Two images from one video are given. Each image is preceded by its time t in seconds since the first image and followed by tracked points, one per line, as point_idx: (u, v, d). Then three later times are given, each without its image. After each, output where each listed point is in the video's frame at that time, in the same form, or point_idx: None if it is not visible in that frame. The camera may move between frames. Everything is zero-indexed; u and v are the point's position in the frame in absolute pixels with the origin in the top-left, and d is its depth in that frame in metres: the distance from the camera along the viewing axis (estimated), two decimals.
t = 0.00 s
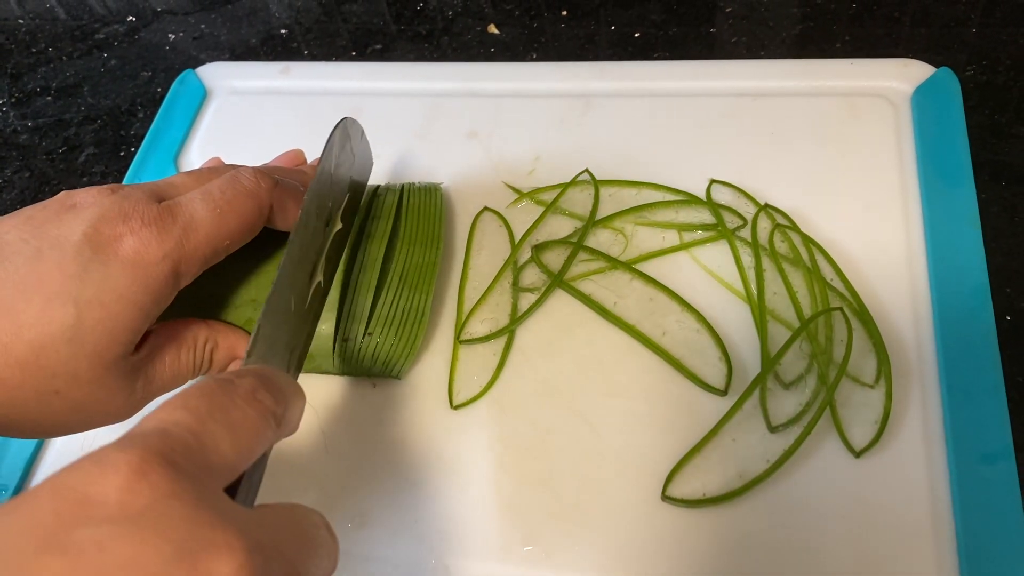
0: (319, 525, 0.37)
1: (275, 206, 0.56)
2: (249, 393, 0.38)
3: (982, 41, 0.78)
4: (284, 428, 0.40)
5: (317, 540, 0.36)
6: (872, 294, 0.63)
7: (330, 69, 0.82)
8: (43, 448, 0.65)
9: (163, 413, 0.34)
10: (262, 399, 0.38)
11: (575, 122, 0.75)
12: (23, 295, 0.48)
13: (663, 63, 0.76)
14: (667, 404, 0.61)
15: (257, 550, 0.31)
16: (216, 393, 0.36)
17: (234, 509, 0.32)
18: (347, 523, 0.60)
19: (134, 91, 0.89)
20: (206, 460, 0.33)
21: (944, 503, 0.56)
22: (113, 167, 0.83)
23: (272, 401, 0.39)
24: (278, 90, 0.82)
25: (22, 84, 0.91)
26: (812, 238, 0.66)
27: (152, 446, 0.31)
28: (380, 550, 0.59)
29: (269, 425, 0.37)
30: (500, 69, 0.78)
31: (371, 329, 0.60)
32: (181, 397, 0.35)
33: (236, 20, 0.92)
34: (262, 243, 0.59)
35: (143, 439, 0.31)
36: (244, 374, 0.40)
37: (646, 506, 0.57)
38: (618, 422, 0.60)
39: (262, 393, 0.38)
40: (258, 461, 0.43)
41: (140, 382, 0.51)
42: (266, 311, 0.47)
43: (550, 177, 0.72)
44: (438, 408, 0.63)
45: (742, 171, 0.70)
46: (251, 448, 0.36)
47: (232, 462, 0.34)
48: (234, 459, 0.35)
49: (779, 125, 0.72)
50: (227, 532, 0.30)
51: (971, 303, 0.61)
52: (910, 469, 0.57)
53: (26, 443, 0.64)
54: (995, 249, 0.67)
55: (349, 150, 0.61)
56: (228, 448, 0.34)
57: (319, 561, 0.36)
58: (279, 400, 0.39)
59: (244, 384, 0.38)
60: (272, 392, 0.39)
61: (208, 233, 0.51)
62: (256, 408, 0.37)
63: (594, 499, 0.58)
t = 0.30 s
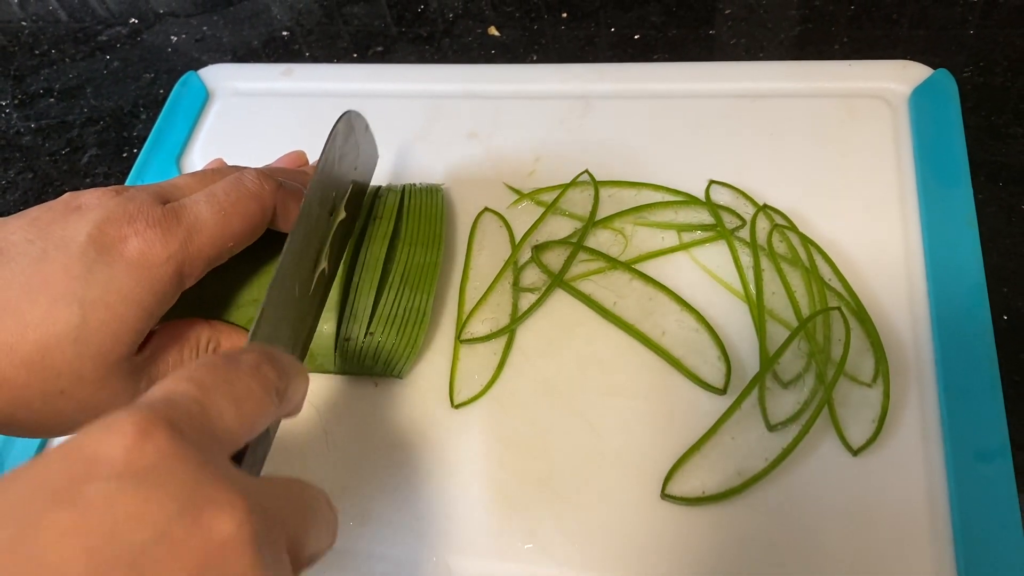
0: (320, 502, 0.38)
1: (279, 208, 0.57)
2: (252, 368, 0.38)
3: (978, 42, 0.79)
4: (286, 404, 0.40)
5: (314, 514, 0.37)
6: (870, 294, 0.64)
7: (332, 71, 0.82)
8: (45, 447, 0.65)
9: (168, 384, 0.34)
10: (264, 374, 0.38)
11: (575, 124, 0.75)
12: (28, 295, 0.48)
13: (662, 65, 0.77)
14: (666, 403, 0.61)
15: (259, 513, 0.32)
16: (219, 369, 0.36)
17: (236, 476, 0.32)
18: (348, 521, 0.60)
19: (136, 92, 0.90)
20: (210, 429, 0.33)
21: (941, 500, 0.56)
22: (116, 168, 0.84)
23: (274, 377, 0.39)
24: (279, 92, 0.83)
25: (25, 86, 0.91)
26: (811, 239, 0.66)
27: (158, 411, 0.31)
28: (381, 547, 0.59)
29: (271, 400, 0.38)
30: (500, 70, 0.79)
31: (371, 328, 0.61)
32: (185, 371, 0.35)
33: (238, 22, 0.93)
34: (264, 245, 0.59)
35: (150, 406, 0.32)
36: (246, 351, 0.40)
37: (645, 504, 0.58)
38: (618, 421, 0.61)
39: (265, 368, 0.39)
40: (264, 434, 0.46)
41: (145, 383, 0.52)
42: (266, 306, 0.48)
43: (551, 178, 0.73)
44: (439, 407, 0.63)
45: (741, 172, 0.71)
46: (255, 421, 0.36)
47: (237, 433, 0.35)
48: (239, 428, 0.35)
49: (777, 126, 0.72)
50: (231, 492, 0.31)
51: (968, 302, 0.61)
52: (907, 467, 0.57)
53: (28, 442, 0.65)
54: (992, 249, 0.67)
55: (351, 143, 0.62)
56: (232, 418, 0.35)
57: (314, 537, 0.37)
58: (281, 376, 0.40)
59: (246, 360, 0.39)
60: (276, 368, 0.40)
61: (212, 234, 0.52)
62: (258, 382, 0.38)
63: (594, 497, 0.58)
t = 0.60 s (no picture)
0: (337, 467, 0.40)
1: (280, 208, 0.57)
2: (282, 321, 0.40)
3: (974, 44, 0.79)
4: (309, 359, 0.43)
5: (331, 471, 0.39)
6: (866, 294, 0.64)
7: (332, 73, 0.83)
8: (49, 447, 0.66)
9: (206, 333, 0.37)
10: (294, 328, 0.41)
11: (573, 125, 0.76)
12: (32, 295, 0.49)
13: (661, 67, 0.77)
14: (664, 402, 0.61)
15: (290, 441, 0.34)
16: (255, 317, 0.39)
17: (271, 413, 0.34)
18: (348, 520, 0.61)
19: (139, 95, 0.90)
20: (245, 364, 0.36)
21: (937, 498, 0.56)
22: (118, 170, 0.85)
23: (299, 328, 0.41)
24: (281, 94, 0.83)
25: (28, 88, 0.92)
26: (808, 239, 0.67)
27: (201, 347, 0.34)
28: (382, 545, 0.59)
29: (299, 350, 0.40)
30: (499, 72, 0.79)
31: (371, 329, 0.61)
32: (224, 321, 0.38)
33: (239, 25, 0.93)
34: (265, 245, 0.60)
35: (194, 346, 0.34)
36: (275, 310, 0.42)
37: (644, 502, 0.58)
38: (616, 420, 0.61)
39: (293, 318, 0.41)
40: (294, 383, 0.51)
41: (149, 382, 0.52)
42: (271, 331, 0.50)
43: (550, 179, 0.73)
44: (439, 406, 0.64)
45: (739, 173, 0.71)
46: (284, 364, 0.38)
47: (270, 373, 0.37)
48: (271, 370, 0.37)
49: (775, 127, 0.73)
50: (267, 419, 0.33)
51: (963, 302, 0.62)
52: (903, 465, 0.58)
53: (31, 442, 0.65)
54: (988, 249, 0.68)
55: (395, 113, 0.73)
56: (267, 357, 0.37)
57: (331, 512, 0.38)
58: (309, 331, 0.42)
59: (279, 310, 0.42)
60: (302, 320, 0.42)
61: (214, 234, 0.52)
62: (288, 334, 0.40)
63: (593, 495, 0.59)
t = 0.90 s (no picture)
0: None
1: (274, 205, 0.58)
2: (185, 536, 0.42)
3: (970, 44, 0.80)
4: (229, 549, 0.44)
5: None
6: (862, 291, 0.65)
7: (332, 74, 0.83)
8: (51, 444, 0.66)
9: None
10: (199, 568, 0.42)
11: (571, 125, 0.76)
12: (28, 290, 0.49)
13: (658, 67, 0.78)
14: (661, 399, 0.62)
15: None
16: None
17: None
18: (348, 516, 0.61)
19: (139, 95, 0.91)
20: None
21: (932, 494, 0.57)
22: (119, 170, 0.85)
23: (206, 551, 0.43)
24: (281, 94, 0.84)
25: (29, 89, 0.92)
26: (804, 237, 0.67)
27: None
28: (382, 541, 0.60)
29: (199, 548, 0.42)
30: (498, 73, 0.80)
31: (371, 327, 0.61)
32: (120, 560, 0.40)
33: (240, 26, 0.94)
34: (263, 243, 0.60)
35: None
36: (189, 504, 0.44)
37: (641, 498, 0.59)
38: (613, 417, 0.61)
39: None
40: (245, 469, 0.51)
41: (144, 374, 0.53)
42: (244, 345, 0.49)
43: (549, 178, 0.74)
44: (439, 403, 0.64)
45: (736, 172, 0.72)
46: None
47: None
48: None
49: (772, 126, 0.73)
50: None
51: (959, 300, 0.62)
52: (898, 461, 0.58)
53: (34, 440, 0.66)
54: (983, 247, 0.68)
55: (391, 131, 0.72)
56: None
57: None
58: None
59: None
60: None
61: (207, 231, 0.53)
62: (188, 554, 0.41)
63: (590, 491, 0.59)
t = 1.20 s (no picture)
0: (311, 505, 0.39)
1: (273, 205, 0.58)
2: (243, 374, 0.39)
3: (964, 44, 0.81)
4: (279, 408, 0.41)
5: (306, 516, 0.38)
6: (856, 289, 0.65)
7: (331, 75, 0.84)
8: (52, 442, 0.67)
9: (157, 399, 0.35)
10: (255, 381, 0.39)
11: (568, 125, 0.77)
12: (30, 290, 0.50)
13: (654, 68, 0.78)
14: (657, 395, 0.62)
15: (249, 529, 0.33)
16: (209, 371, 0.37)
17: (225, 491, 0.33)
18: (347, 512, 0.62)
19: (140, 96, 0.91)
20: (199, 440, 0.34)
21: (925, 490, 0.57)
22: (120, 170, 0.86)
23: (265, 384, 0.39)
24: (280, 95, 0.84)
25: (30, 90, 0.93)
26: (799, 236, 0.68)
27: (149, 427, 0.32)
28: (380, 537, 0.60)
29: (264, 406, 0.38)
30: (496, 73, 0.80)
31: (372, 325, 0.62)
32: (175, 380, 0.36)
33: (239, 27, 0.95)
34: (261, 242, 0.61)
35: (140, 419, 0.33)
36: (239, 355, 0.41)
37: (637, 494, 0.59)
38: (610, 414, 0.62)
39: (256, 375, 0.39)
40: (257, 440, 0.46)
41: (145, 373, 0.53)
42: (266, 291, 0.49)
43: (546, 178, 0.74)
44: (437, 400, 0.65)
45: (731, 171, 0.72)
46: (248, 427, 0.37)
47: (226, 444, 0.35)
48: (228, 438, 0.36)
49: (767, 126, 0.74)
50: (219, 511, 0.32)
51: (952, 297, 0.63)
52: (892, 457, 0.59)
53: (35, 437, 0.66)
54: (977, 245, 0.69)
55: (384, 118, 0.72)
56: (224, 429, 0.36)
57: (312, 542, 0.38)
58: (273, 377, 0.41)
59: (240, 361, 0.40)
60: (266, 374, 0.40)
61: (206, 230, 0.53)
62: (249, 390, 0.38)
63: (587, 487, 0.60)
